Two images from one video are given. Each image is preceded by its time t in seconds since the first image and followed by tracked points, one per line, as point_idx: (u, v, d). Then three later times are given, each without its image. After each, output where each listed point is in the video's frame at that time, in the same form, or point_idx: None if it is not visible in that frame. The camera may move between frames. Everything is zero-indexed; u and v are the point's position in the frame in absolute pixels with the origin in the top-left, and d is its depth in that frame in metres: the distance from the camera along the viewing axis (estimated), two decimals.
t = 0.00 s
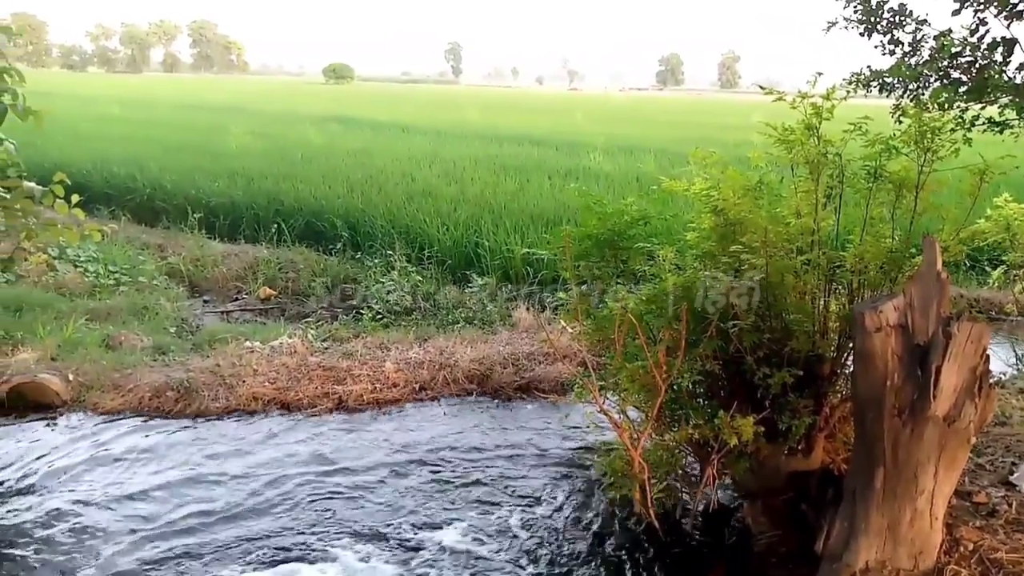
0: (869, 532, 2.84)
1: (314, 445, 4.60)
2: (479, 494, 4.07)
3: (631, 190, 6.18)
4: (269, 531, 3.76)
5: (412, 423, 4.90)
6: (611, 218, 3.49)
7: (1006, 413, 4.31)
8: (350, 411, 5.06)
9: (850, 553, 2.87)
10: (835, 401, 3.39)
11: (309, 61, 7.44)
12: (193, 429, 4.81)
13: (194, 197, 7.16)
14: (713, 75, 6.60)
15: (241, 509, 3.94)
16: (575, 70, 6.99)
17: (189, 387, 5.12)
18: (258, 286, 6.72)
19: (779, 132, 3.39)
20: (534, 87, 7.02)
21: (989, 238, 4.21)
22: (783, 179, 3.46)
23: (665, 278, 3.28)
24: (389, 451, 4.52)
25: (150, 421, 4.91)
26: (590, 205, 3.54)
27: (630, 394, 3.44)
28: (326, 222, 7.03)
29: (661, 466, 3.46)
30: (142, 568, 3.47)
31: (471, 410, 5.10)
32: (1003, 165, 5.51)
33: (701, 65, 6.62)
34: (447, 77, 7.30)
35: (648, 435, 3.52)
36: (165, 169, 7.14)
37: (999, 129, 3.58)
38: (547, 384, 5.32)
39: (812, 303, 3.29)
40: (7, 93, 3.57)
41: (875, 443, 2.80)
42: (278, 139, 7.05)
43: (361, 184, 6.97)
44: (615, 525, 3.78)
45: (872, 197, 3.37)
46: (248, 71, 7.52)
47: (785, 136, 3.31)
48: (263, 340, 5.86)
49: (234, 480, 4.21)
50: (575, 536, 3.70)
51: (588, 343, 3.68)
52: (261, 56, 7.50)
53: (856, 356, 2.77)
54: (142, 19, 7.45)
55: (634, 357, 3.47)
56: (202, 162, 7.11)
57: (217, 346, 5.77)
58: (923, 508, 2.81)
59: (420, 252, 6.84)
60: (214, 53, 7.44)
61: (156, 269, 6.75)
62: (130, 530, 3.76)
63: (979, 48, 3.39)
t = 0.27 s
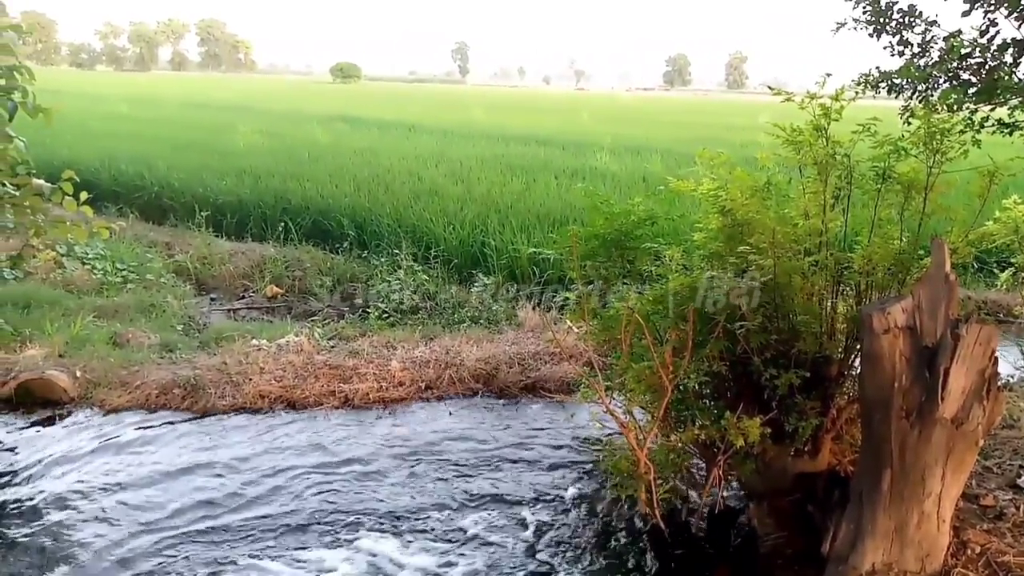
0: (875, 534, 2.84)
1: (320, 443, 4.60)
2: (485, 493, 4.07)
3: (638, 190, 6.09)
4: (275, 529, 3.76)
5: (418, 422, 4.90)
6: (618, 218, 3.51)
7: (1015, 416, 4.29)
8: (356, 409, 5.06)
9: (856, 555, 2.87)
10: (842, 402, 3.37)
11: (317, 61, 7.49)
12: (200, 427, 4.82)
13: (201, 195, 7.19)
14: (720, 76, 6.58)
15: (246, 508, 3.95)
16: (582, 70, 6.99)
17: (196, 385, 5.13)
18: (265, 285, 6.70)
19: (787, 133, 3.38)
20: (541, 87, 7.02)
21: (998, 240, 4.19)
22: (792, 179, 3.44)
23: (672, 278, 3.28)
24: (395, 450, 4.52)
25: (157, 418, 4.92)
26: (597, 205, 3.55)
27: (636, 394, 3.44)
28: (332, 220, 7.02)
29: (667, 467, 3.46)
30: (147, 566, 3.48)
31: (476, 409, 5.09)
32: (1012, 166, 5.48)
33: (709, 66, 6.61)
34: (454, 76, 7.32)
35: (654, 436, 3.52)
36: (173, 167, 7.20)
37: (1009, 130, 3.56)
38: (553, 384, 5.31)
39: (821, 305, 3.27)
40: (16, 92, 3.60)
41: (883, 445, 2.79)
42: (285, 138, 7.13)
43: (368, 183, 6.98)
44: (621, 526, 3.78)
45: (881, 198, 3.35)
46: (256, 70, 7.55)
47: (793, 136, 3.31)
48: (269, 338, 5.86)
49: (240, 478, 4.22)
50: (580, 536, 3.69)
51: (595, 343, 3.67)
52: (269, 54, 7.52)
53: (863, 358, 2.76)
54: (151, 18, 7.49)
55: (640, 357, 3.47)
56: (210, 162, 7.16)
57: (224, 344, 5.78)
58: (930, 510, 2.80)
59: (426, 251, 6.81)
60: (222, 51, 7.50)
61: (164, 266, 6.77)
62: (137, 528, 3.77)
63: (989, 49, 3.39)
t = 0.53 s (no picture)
0: (889, 534, 2.82)
1: (332, 442, 4.61)
2: (496, 492, 4.07)
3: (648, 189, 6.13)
4: (287, 527, 3.77)
5: (430, 421, 4.91)
6: (629, 217, 3.50)
7: None
8: (368, 408, 5.08)
9: (870, 554, 2.85)
10: (855, 401, 3.36)
11: (326, 61, 7.50)
12: (213, 425, 4.84)
13: (214, 195, 7.25)
14: (731, 74, 6.57)
15: (258, 506, 3.96)
16: (592, 69, 6.97)
17: (209, 383, 5.15)
18: (276, 284, 6.77)
19: (800, 131, 3.36)
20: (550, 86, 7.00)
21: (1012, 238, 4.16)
22: (804, 177, 3.42)
23: (684, 277, 3.27)
24: (407, 448, 4.53)
25: (170, 417, 4.95)
26: (608, 203, 3.55)
27: (648, 393, 3.44)
28: (344, 220, 7.07)
29: (679, 466, 3.45)
30: (161, 564, 3.49)
31: (488, 408, 5.10)
32: None
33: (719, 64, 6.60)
34: (464, 76, 7.31)
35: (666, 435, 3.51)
36: (185, 167, 7.22)
37: None
38: (564, 383, 5.31)
39: (835, 304, 3.24)
40: (31, 92, 3.62)
41: (897, 444, 2.78)
42: (296, 138, 7.09)
43: (379, 183, 7.00)
44: (633, 524, 3.78)
45: (895, 196, 3.34)
46: (267, 70, 7.58)
47: (806, 134, 3.29)
48: (282, 337, 5.88)
49: (252, 476, 4.24)
50: (592, 535, 3.69)
51: (606, 342, 3.67)
52: (279, 54, 7.54)
53: (877, 357, 2.75)
54: (163, 18, 7.53)
55: (652, 356, 3.46)
56: (222, 162, 7.17)
57: (236, 343, 5.80)
58: (944, 510, 2.78)
59: (437, 250, 6.87)
60: (232, 51, 7.53)
61: (176, 266, 6.81)
62: (150, 525, 3.79)
63: (1004, 45, 3.35)
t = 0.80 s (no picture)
0: (902, 535, 2.81)
1: (345, 439, 4.63)
2: (506, 491, 4.07)
3: (660, 188, 6.12)
4: (298, 524, 3.79)
5: (441, 419, 4.92)
6: (641, 216, 3.50)
7: None
8: (380, 405, 5.09)
9: (883, 556, 2.84)
10: (868, 402, 3.35)
11: (339, 59, 7.52)
12: (226, 422, 4.86)
13: (227, 193, 7.29)
14: (743, 73, 6.55)
15: (270, 503, 3.98)
16: (603, 68, 6.96)
17: (222, 380, 5.18)
18: (289, 282, 6.79)
19: (815, 130, 3.34)
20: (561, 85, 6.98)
21: None
22: (818, 177, 3.42)
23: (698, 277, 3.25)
24: (418, 446, 4.54)
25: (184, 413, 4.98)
26: (621, 202, 3.55)
27: (660, 392, 3.44)
28: (356, 218, 7.10)
29: (690, 466, 3.44)
30: (173, 561, 3.51)
31: (499, 407, 5.10)
32: None
33: (732, 64, 6.58)
34: (475, 75, 7.30)
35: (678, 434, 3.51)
36: (199, 164, 7.26)
37: None
38: (575, 381, 5.30)
39: (848, 303, 3.23)
40: (48, 91, 3.66)
41: (911, 446, 2.76)
42: (308, 137, 7.12)
43: (390, 182, 7.01)
44: (644, 525, 3.77)
45: (910, 196, 3.32)
46: (279, 69, 7.60)
47: (821, 134, 3.28)
48: (294, 334, 5.90)
49: (264, 474, 4.25)
50: (603, 534, 3.69)
51: (618, 341, 3.66)
52: (291, 53, 7.56)
53: (892, 358, 2.74)
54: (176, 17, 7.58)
55: (664, 355, 3.45)
56: (235, 160, 7.21)
57: (249, 340, 5.82)
58: (959, 512, 2.76)
59: (449, 248, 6.90)
60: (245, 50, 7.56)
61: (190, 263, 6.85)
62: (163, 521, 3.82)
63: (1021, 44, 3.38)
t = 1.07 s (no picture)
0: (917, 536, 2.79)
1: (358, 437, 4.64)
2: (518, 490, 4.07)
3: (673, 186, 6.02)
4: (312, 521, 3.81)
5: (454, 417, 4.92)
6: (655, 215, 3.50)
7: None
8: (393, 403, 5.11)
9: (898, 557, 2.82)
10: (883, 402, 3.33)
11: (352, 59, 7.56)
12: (240, 419, 4.89)
13: (241, 192, 7.32)
14: (756, 71, 6.50)
15: (282, 501, 3.99)
16: (616, 66, 6.95)
17: (237, 377, 5.20)
18: (302, 279, 6.81)
19: (829, 129, 3.34)
20: (573, 83, 6.98)
21: None
22: (833, 176, 3.39)
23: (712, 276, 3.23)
24: (431, 444, 4.55)
25: (199, 410, 5.01)
26: (634, 201, 3.54)
27: (673, 392, 3.43)
28: (369, 216, 7.09)
29: (704, 466, 3.43)
30: (186, 558, 3.53)
31: (511, 406, 5.09)
32: None
33: (744, 62, 6.53)
34: (487, 74, 7.30)
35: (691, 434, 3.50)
36: (213, 162, 7.31)
37: None
38: (587, 380, 5.30)
39: (863, 302, 3.22)
40: (66, 89, 3.71)
41: (926, 446, 2.74)
42: (320, 136, 7.23)
43: (403, 180, 7.04)
44: (656, 525, 3.76)
45: (925, 195, 3.29)
46: (292, 67, 7.63)
47: (836, 133, 3.25)
48: (308, 332, 5.92)
49: (279, 470, 4.27)
50: (616, 533, 3.69)
51: (631, 340, 3.66)
52: (304, 52, 7.60)
53: (907, 358, 2.72)
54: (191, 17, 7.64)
55: (678, 355, 3.44)
56: (249, 159, 7.26)
57: (263, 338, 5.85)
58: (975, 513, 2.75)
59: (461, 247, 6.85)
60: (259, 49, 7.61)
61: (205, 261, 6.88)
62: (178, 517, 3.84)
63: None
